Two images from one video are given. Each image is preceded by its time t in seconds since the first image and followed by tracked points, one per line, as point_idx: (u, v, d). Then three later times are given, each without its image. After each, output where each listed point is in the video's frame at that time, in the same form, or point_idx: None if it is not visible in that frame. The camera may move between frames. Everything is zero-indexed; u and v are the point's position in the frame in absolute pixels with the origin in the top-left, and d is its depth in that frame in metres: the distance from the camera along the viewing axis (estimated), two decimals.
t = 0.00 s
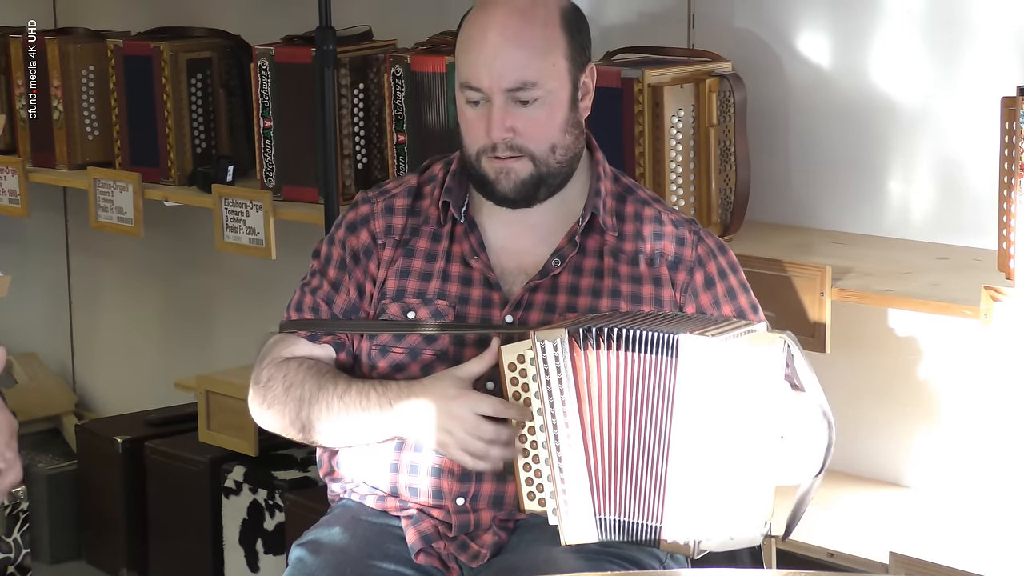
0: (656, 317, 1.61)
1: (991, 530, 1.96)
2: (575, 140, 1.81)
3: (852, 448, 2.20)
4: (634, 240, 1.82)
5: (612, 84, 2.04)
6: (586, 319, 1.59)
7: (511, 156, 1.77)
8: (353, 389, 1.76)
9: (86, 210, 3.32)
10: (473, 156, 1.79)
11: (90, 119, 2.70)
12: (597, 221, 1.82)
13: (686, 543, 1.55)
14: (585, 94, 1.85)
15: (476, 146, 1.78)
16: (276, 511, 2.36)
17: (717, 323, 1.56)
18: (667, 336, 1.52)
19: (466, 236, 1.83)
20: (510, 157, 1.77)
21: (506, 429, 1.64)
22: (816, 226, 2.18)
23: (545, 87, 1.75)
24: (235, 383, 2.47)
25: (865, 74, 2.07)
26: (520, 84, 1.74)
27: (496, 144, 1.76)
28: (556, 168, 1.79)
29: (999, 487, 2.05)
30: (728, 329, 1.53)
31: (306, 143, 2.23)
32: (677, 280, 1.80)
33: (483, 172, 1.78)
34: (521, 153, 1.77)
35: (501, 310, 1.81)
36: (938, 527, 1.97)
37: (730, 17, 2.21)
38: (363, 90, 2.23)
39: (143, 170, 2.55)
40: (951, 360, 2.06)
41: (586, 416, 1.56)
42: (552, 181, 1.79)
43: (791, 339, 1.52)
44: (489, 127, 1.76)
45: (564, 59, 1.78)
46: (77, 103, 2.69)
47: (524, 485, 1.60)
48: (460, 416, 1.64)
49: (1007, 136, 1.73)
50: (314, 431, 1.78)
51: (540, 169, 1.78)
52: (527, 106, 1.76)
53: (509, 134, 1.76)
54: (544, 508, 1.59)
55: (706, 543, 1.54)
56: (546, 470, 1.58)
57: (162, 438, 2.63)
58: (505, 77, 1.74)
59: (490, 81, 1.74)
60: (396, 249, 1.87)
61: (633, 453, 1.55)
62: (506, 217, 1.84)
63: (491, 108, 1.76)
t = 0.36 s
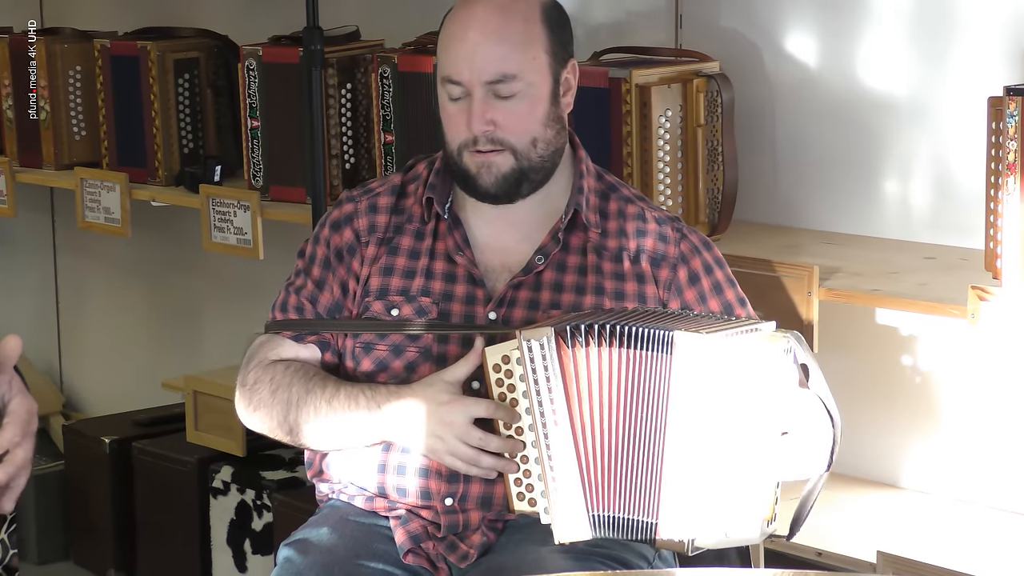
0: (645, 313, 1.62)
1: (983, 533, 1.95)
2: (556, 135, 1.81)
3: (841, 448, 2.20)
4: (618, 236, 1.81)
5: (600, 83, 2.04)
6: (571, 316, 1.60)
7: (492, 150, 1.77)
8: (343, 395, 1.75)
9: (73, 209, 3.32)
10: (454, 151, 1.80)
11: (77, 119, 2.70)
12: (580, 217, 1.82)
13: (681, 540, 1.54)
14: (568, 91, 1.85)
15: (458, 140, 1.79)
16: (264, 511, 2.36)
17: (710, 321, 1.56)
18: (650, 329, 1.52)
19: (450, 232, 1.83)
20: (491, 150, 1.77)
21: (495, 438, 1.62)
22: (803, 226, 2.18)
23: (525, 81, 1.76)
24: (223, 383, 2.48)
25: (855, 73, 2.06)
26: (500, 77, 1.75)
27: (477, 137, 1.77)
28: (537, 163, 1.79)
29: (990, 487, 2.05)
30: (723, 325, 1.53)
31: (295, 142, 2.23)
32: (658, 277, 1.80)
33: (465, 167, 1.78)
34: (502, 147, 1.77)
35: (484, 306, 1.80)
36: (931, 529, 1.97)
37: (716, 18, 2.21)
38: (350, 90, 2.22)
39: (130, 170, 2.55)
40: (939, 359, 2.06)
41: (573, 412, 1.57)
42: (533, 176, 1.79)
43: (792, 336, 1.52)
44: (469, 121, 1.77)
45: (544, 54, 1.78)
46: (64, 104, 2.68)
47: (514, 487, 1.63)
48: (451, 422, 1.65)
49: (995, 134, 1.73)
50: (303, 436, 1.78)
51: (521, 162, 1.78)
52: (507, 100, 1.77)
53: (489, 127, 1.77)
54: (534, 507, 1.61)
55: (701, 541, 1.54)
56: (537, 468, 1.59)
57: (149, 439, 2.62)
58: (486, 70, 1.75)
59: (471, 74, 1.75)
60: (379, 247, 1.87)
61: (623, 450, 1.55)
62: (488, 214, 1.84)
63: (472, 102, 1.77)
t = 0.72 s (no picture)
0: (621, 309, 1.61)
1: (976, 529, 1.95)
2: (542, 132, 1.81)
3: (831, 443, 2.20)
4: (606, 225, 1.81)
5: (592, 79, 2.04)
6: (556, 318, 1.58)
7: (478, 149, 1.78)
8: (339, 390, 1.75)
9: (65, 205, 3.32)
10: (440, 149, 1.80)
11: (69, 114, 2.69)
12: (567, 206, 1.82)
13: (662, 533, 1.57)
14: (552, 87, 1.86)
15: (443, 140, 1.79)
16: (256, 507, 2.35)
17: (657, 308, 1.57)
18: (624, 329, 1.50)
19: (437, 226, 1.83)
20: (476, 149, 1.78)
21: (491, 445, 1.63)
22: (794, 221, 2.18)
23: (510, 79, 1.76)
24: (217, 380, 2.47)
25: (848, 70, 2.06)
26: (485, 76, 1.75)
27: (463, 136, 1.77)
28: (523, 160, 1.79)
29: (982, 484, 2.05)
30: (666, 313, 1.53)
31: (287, 137, 2.24)
32: (648, 264, 1.79)
33: (451, 166, 1.79)
34: (488, 146, 1.78)
35: (473, 298, 1.81)
36: (922, 526, 1.97)
37: (709, 14, 2.21)
38: (343, 85, 2.24)
39: (122, 165, 2.55)
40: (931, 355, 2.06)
41: (556, 417, 1.55)
42: (520, 174, 1.80)
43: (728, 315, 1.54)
44: (455, 119, 1.77)
45: (529, 51, 1.78)
46: (56, 99, 2.68)
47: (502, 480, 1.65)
48: (448, 427, 1.64)
49: (987, 131, 1.74)
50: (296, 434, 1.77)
51: (507, 160, 1.78)
52: (492, 98, 1.77)
53: (475, 126, 1.77)
54: (520, 504, 1.64)
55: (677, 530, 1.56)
56: (522, 471, 1.59)
57: (141, 435, 2.62)
58: (471, 69, 1.75)
59: (455, 73, 1.75)
60: (367, 241, 1.86)
61: (604, 452, 1.55)
62: (475, 210, 1.85)
63: (457, 101, 1.77)
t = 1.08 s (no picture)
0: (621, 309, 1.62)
1: (972, 523, 1.95)
2: (534, 119, 1.82)
3: (828, 438, 2.21)
4: (598, 221, 1.81)
5: (587, 75, 2.04)
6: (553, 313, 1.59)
7: (470, 136, 1.78)
8: (339, 386, 1.75)
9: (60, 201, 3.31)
10: (433, 138, 1.80)
11: (65, 109, 2.69)
12: (559, 202, 1.82)
13: (653, 536, 1.56)
14: (544, 75, 1.85)
15: (436, 128, 1.79)
16: (252, 501, 2.36)
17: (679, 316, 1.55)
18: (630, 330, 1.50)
19: (431, 217, 1.83)
20: (469, 136, 1.78)
21: (492, 445, 1.62)
22: (790, 216, 2.18)
23: (499, 66, 1.77)
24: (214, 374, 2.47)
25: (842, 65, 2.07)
26: (474, 62, 1.76)
27: (454, 124, 1.78)
28: (516, 147, 1.80)
29: (978, 479, 2.05)
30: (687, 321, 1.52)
31: (283, 132, 2.24)
32: (636, 260, 1.80)
33: (444, 154, 1.79)
34: (480, 132, 1.78)
35: (467, 290, 1.80)
36: (920, 520, 1.97)
37: (704, 8, 2.22)
38: (338, 80, 2.23)
39: (118, 160, 2.55)
40: (926, 350, 2.07)
41: (556, 411, 1.56)
42: (512, 161, 1.80)
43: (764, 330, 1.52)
44: (446, 108, 1.78)
45: (518, 39, 1.79)
46: (51, 94, 2.68)
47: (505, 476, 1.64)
48: (454, 421, 1.64)
49: (982, 126, 1.74)
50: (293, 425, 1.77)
51: (500, 147, 1.78)
52: (482, 84, 1.77)
53: (466, 112, 1.78)
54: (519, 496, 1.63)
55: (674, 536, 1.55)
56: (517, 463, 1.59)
57: (137, 429, 2.62)
58: (461, 55, 1.75)
59: (444, 61, 1.76)
60: (361, 233, 1.86)
61: (600, 448, 1.55)
62: (469, 201, 1.84)
63: (448, 88, 1.77)
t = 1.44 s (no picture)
0: (622, 308, 1.61)
1: (972, 520, 1.94)
2: (538, 114, 1.82)
3: (825, 434, 2.21)
4: (598, 218, 1.81)
5: (585, 70, 2.04)
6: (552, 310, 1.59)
7: (476, 129, 1.78)
8: (331, 388, 1.74)
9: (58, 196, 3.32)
10: (437, 132, 1.80)
11: (61, 104, 2.69)
12: (560, 198, 1.82)
13: (646, 541, 1.56)
14: (547, 72, 1.86)
15: (441, 121, 1.79)
16: (249, 497, 2.36)
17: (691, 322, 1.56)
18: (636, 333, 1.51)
19: (431, 216, 1.83)
20: (474, 130, 1.78)
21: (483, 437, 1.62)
22: (787, 212, 2.18)
23: (508, 60, 1.77)
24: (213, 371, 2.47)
25: (838, 62, 2.07)
26: (483, 55, 1.76)
27: (460, 116, 1.78)
28: (520, 142, 1.80)
29: (976, 476, 2.05)
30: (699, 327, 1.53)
31: (280, 128, 2.24)
32: (636, 256, 1.80)
33: (448, 147, 1.79)
34: (486, 126, 1.78)
35: (467, 288, 1.80)
36: (919, 516, 1.96)
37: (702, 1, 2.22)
38: (335, 76, 2.23)
39: (115, 156, 2.55)
40: (923, 346, 2.07)
41: (550, 407, 1.57)
42: (515, 156, 1.80)
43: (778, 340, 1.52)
44: (453, 100, 1.78)
45: (526, 33, 1.79)
46: (48, 91, 2.68)
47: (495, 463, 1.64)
48: (442, 418, 1.63)
49: (980, 122, 1.75)
50: (288, 424, 1.77)
51: (505, 142, 1.78)
52: (491, 78, 1.77)
53: (473, 106, 1.78)
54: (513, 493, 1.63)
55: (669, 543, 1.55)
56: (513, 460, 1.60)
57: (133, 425, 2.62)
58: (469, 48, 1.75)
59: (453, 53, 1.76)
60: (362, 232, 1.85)
61: (598, 445, 1.56)
62: (469, 199, 1.84)
63: (455, 81, 1.78)
